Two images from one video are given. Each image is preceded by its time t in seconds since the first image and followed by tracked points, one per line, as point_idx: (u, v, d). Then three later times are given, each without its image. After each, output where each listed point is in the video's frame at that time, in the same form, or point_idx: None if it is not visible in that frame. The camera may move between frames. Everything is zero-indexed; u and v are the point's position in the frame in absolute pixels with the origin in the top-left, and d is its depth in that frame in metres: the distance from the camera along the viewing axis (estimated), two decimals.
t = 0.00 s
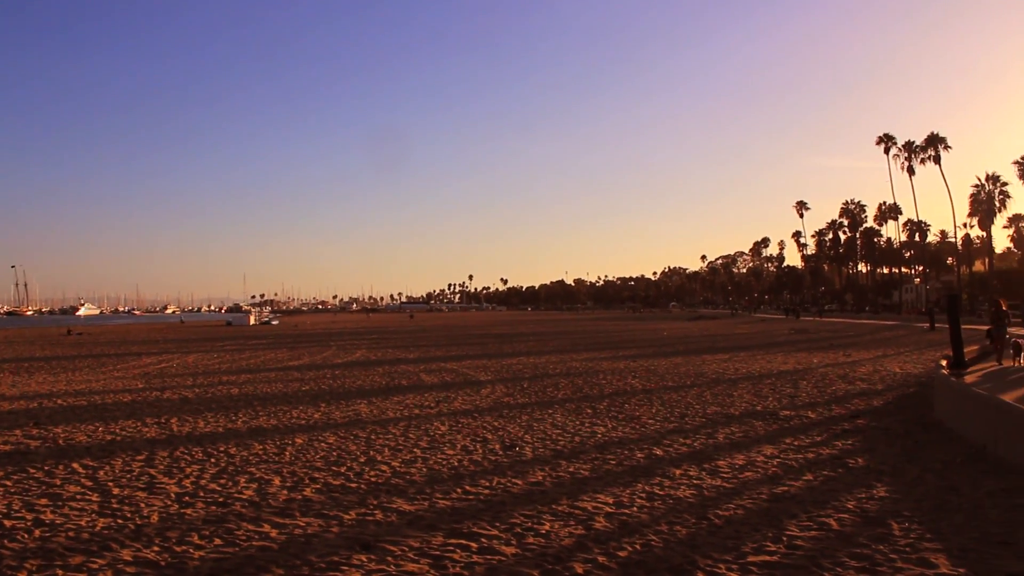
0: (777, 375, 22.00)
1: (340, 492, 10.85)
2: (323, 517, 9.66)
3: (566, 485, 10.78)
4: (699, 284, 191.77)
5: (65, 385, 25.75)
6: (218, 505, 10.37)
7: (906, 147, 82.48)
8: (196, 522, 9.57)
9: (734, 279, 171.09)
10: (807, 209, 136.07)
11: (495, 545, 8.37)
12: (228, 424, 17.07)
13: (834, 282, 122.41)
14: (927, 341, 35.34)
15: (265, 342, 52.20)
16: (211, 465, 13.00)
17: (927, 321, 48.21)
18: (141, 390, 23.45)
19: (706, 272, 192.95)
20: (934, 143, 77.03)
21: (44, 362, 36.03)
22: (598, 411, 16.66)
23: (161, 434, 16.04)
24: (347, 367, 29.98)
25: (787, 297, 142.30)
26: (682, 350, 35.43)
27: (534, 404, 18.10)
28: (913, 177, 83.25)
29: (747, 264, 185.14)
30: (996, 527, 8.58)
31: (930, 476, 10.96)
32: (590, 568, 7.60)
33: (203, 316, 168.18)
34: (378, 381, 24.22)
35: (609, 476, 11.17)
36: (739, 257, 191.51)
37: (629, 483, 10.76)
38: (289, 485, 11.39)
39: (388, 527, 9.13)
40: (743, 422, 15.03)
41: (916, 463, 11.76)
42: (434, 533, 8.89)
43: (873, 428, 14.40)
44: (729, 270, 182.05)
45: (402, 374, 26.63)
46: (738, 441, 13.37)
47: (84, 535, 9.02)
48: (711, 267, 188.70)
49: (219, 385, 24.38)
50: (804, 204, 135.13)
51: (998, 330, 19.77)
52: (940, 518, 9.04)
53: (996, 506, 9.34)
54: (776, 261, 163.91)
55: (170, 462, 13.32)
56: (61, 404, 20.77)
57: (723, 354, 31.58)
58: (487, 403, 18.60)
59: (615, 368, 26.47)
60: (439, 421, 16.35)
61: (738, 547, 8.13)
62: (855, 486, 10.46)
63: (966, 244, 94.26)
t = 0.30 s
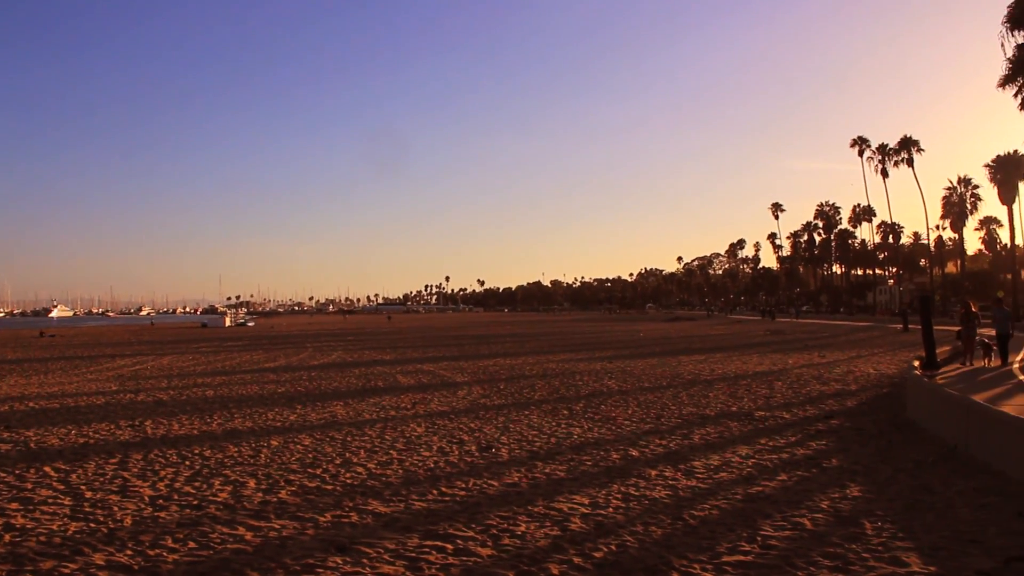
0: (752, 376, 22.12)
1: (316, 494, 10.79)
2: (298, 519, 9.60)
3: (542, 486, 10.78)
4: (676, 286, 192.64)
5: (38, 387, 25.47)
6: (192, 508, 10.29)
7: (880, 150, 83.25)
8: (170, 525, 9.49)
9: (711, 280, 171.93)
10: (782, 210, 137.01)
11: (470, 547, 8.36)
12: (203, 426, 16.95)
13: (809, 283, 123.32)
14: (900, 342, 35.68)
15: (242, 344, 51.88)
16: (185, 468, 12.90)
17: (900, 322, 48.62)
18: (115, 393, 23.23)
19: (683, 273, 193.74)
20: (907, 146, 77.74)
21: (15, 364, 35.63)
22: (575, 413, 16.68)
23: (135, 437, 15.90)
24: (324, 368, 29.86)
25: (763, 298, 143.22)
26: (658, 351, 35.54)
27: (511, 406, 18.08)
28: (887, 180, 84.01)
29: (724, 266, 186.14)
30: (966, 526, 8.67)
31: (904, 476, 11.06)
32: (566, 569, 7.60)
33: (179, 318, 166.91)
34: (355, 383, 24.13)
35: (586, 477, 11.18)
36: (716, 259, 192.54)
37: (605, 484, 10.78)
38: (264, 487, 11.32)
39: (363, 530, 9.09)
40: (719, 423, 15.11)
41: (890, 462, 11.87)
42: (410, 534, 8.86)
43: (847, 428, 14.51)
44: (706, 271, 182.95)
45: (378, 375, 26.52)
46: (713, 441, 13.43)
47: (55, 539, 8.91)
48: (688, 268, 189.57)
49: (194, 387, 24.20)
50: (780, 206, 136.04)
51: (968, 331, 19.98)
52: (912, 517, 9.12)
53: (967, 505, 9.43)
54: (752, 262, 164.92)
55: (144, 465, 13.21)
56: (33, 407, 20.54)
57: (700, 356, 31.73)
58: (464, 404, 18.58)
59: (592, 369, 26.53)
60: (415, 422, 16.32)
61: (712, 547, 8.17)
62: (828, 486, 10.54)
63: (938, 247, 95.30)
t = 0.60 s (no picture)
0: (727, 377, 22.24)
1: (290, 496, 10.73)
2: (272, 521, 9.54)
3: (517, 486, 10.78)
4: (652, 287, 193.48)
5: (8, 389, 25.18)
6: (165, 510, 10.19)
7: (853, 152, 84.01)
8: (142, 528, 9.41)
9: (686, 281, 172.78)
10: (757, 212, 137.97)
11: (445, 548, 8.34)
12: (177, 428, 16.81)
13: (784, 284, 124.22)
14: (872, 342, 36.03)
15: (217, 345, 51.55)
16: (158, 470, 12.78)
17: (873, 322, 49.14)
18: (87, 395, 22.98)
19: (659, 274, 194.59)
20: (880, 149, 78.47)
21: None
22: (550, 413, 16.71)
23: (107, 439, 15.73)
24: (299, 369, 29.72)
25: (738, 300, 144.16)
26: (634, 352, 35.67)
27: (487, 406, 18.07)
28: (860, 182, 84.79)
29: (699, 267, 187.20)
30: (936, 524, 8.76)
31: (876, 475, 11.16)
32: (540, 570, 7.61)
33: (152, 319, 165.29)
34: (330, 384, 23.99)
35: (560, 477, 11.20)
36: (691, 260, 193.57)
37: (580, 484, 10.80)
38: (238, 489, 11.24)
39: (338, 531, 9.04)
40: (693, 423, 15.19)
41: (863, 462, 11.97)
42: (384, 536, 8.83)
43: (821, 428, 14.62)
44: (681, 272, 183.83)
45: (354, 376, 26.41)
46: (688, 442, 13.49)
47: (25, 544, 8.80)
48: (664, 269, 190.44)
49: (167, 388, 24.00)
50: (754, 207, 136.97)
51: (936, 332, 20.19)
52: (884, 516, 9.20)
53: (937, 503, 9.52)
54: (727, 264, 165.93)
55: (116, 468, 13.07)
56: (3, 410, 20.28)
57: (675, 356, 31.88)
58: (439, 405, 18.56)
59: (567, 370, 26.60)
60: (390, 423, 16.28)
61: (686, 547, 8.21)
62: (801, 485, 10.62)
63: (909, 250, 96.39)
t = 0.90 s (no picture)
0: (700, 378, 22.37)
1: (262, 498, 10.66)
2: (244, 524, 9.47)
3: (490, 488, 10.78)
4: (626, 289, 194.34)
5: None
6: (135, 513, 10.10)
7: (825, 155, 84.82)
8: (112, 531, 9.31)
9: (660, 283, 173.58)
10: (730, 214, 138.97)
11: (417, 550, 8.32)
12: (148, 429, 16.65)
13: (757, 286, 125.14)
14: (842, 344, 36.38)
15: (189, 346, 51.14)
16: (129, 472, 12.66)
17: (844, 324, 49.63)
18: (56, 396, 22.70)
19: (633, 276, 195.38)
20: (852, 152, 79.20)
21: None
22: (524, 415, 16.72)
23: (76, 441, 15.55)
24: (272, 371, 29.53)
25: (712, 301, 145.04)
26: (608, 353, 35.76)
27: (460, 408, 18.06)
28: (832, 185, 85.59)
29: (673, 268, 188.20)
30: (904, 524, 8.85)
31: (846, 475, 11.28)
32: (513, 571, 7.60)
33: (123, 319, 163.62)
34: (303, 385, 23.88)
35: (534, 479, 11.21)
36: (665, 261, 194.52)
37: (553, 485, 10.81)
38: (209, 492, 11.14)
39: (310, 533, 8.99)
40: (667, 424, 15.26)
41: (833, 462, 12.09)
42: (357, 538, 8.79)
43: (792, 429, 14.74)
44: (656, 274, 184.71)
45: (327, 377, 26.33)
46: (661, 443, 13.56)
47: None
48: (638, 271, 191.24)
49: (138, 390, 23.76)
50: (728, 210, 137.94)
51: (905, 334, 20.43)
52: (854, 516, 9.29)
53: (906, 503, 9.63)
54: (701, 265, 166.92)
55: (86, 470, 12.93)
56: None
57: (648, 358, 32.01)
58: (413, 406, 18.52)
59: (541, 371, 26.64)
60: (364, 424, 16.23)
61: (658, 548, 8.24)
62: (773, 486, 10.70)
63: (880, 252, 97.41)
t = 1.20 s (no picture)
0: (672, 381, 22.46)
1: (232, 501, 10.57)
2: (214, 527, 9.40)
3: (462, 491, 10.76)
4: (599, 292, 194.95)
5: None
6: (103, 516, 9.99)
7: (797, 160, 85.60)
8: (79, 534, 9.20)
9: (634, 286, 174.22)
10: (703, 218, 139.83)
11: (388, 553, 8.29)
12: (117, 432, 16.49)
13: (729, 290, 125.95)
14: (813, 347, 36.71)
15: (160, 347, 50.63)
16: (97, 475, 12.51)
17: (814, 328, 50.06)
18: (23, 398, 22.40)
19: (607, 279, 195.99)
20: (823, 158, 79.97)
21: None
22: (496, 417, 16.72)
23: (44, 443, 15.36)
24: (243, 373, 29.32)
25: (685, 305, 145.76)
26: (580, 356, 35.83)
27: (432, 410, 18.01)
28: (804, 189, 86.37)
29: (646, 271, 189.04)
30: (872, 525, 8.94)
31: (816, 477, 11.38)
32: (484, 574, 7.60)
33: (93, 319, 161.78)
34: (274, 387, 23.71)
35: (506, 482, 11.21)
36: (639, 264, 195.34)
37: (525, 488, 10.82)
38: (178, 495, 11.04)
39: (280, 537, 8.93)
40: (638, 427, 15.32)
41: (803, 465, 12.19)
42: (327, 541, 8.75)
43: (762, 432, 14.85)
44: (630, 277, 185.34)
45: (299, 379, 26.16)
46: (632, 446, 13.61)
47: None
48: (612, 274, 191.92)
49: (107, 391, 23.50)
50: (701, 214, 138.77)
51: (875, 338, 20.64)
52: (823, 518, 9.38)
53: (874, 505, 9.73)
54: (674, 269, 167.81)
55: (53, 473, 12.77)
56: None
57: (621, 361, 32.12)
58: (385, 409, 18.46)
59: (514, 374, 26.66)
60: (335, 427, 16.16)
61: (629, 550, 8.27)
62: (744, 489, 10.77)
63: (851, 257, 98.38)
